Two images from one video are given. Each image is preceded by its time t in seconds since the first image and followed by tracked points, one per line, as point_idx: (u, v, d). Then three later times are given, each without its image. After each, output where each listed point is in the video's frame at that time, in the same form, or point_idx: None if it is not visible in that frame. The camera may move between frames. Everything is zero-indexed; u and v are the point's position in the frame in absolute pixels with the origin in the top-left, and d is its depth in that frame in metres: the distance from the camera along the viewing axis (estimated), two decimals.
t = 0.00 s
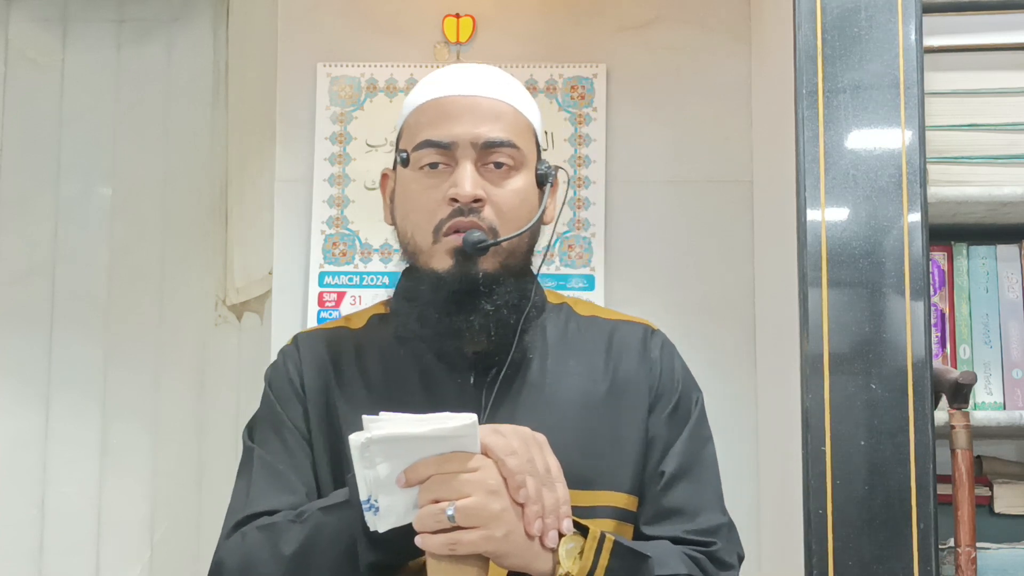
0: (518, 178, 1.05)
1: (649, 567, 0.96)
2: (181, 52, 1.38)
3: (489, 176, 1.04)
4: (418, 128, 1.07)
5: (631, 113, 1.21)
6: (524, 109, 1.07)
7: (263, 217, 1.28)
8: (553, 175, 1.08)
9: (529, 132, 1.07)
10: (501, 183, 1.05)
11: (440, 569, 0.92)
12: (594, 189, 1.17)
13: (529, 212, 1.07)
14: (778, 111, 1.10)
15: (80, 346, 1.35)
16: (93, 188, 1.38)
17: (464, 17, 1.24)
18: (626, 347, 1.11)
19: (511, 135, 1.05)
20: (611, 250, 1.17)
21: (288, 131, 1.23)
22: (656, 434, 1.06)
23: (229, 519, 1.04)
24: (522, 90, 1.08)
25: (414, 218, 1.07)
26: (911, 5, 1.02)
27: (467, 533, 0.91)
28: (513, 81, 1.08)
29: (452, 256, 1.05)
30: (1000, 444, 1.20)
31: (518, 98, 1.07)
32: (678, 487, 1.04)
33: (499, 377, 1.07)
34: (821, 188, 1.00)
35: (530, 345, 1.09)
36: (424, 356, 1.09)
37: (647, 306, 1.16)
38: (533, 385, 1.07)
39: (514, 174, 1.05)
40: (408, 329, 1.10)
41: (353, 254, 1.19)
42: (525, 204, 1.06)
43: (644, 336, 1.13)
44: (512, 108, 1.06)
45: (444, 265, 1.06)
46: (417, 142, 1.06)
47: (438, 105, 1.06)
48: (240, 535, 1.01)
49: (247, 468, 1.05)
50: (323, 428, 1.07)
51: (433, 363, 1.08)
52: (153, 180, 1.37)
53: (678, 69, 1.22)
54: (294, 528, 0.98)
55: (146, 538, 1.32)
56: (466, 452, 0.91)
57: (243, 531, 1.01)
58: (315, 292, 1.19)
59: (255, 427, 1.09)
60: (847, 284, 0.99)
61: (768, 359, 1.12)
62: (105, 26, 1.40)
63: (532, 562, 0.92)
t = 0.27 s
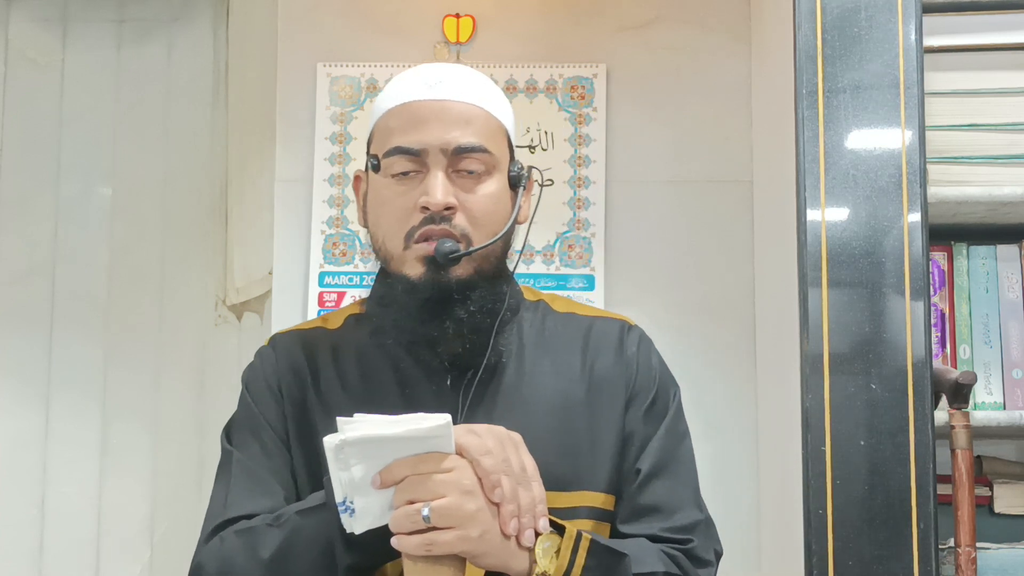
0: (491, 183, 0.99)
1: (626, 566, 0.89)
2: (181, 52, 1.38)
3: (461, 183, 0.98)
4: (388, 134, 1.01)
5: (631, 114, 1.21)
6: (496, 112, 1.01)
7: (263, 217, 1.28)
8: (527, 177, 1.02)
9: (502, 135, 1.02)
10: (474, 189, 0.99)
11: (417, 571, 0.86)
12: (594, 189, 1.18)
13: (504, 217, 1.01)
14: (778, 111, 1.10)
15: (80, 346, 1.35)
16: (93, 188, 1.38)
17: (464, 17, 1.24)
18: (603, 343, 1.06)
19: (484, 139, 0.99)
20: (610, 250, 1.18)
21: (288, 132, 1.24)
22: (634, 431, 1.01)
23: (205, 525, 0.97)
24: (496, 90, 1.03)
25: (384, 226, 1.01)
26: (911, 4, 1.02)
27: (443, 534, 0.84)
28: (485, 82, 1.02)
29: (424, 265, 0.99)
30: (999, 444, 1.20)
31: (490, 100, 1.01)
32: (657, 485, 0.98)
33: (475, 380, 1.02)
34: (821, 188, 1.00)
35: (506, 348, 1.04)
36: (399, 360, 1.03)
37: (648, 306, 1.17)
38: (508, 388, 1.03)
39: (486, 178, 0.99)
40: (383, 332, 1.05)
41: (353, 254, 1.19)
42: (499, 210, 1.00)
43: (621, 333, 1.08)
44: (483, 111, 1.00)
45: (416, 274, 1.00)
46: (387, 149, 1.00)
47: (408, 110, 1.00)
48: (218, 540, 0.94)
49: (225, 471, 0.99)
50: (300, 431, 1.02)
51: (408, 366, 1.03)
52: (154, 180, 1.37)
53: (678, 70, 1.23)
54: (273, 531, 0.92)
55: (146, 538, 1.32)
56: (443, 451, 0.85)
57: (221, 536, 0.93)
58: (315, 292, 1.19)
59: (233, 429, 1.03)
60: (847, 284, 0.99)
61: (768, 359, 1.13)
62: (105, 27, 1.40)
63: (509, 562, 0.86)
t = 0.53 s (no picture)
0: (473, 183, 0.95)
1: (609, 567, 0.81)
2: (180, 52, 1.38)
3: (444, 182, 0.94)
4: (370, 134, 0.96)
5: (631, 114, 1.21)
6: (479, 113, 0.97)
7: (262, 217, 1.28)
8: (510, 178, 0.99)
9: (485, 136, 0.98)
10: (456, 189, 0.94)
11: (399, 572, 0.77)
12: (594, 189, 1.18)
13: (487, 217, 0.97)
14: (778, 111, 1.10)
15: (79, 346, 1.35)
16: (93, 188, 1.38)
17: (464, 16, 1.24)
18: (586, 343, 1.00)
19: (467, 140, 0.95)
20: (610, 250, 1.19)
21: (290, 134, 1.26)
22: (617, 432, 0.94)
23: (189, 524, 0.89)
24: (479, 89, 0.98)
25: (366, 227, 0.96)
26: (911, 4, 1.02)
27: (425, 534, 0.75)
28: (469, 83, 0.98)
29: (407, 264, 0.93)
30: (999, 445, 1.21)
31: (473, 102, 0.97)
32: (640, 485, 0.90)
33: (458, 381, 0.97)
34: (821, 188, 1.00)
35: (489, 349, 0.98)
36: (382, 360, 0.98)
37: (648, 305, 1.18)
38: (492, 390, 0.96)
39: (469, 178, 0.95)
40: (366, 332, 0.99)
41: (353, 254, 1.20)
42: (482, 210, 0.96)
43: (605, 333, 1.01)
44: (466, 112, 0.96)
45: (400, 274, 0.94)
46: (370, 147, 0.95)
47: (390, 109, 0.95)
48: (200, 539, 0.85)
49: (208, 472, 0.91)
50: (282, 432, 0.95)
51: (391, 367, 0.98)
52: (153, 180, 1.37)
53: (678, 70, 1.23)
54: (255, 532, 0.82)
55: (146, 538, 1.32)
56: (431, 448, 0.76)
57: (203, 535, 0.85)
58: (315, 292, 1.19)
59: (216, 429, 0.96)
60: (847, 284, 0.99)
61: (768, 358, 1.13)
62: (105, 26, 1.40)
63: (491, 562, 0.78)
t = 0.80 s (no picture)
0: (468, 181, 0.95)
1: (602, 567, 0.80)
2: (180, 52, 1.38)
3: (439, 179, 0.94)
4: (366, 131, 0.96)
5: (631, 114, 1.21)
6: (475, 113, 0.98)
7: (262, 217, 1.27)
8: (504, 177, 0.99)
9: (480, 135, 0.98)
10: (452, 186, 0.94)
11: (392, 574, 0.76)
12: (594, 189, 1.18)
13: (482, 215, 0.97)
14: (778, 111, 1.10)
15: (80, 346, 1.35)
16: (93, 188, 1.38)
17: (464, 16, 1.24)
18: (581, 345, 0.99)
19: (463, 138, 0.95)
20: (610, 250, 1.19)
21: (289, 134, 1.26)
22: (611, 434, 0.93)
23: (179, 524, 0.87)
24: (474, 90, 0.99)
25: (361, 224, 0.96)
26: (911, 4, 1.02)
27: (419, 535, 0.74)
28: (465, 83, 0.99)
29: (402, 259, 0.93)
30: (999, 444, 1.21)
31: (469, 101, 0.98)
32: (634, 486, 0.89)
33: (452, 381, 0.97)
34: (821, 188, 1.00)
35: (482, 349, 0.98)
36: (375, 360, 0.98)
37: (648, 305, 1.18)
38: (485, 390, 0.96)
39: (464, 176, 0.96)
40: (361, 331, 0.99)
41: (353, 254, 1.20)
42: (477, 208, 0.96)
43: (599, 334, 1.01)
44: (462, 110, 0.97)
45: (395, 270, 0.94)
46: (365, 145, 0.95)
47: (386, 107, 0.96)
48: (191, 539, 0.83)
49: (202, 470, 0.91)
50: (276, 432, 0.94)
51: (385, 367, 0.98)
52: (153, 180, 1.37)
53: (678, 70, 1.23)
54: (248, 531, 0.81)
55: (146, 538, 1.32)
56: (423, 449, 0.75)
57: (196, 535, 0.83)
58: (315, 292, 1.19)
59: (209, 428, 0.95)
60: (847, 284, 0.99)
61: (768, 358, 1.13)
62: (105, 27, 1.40)
63: (485, 563, 0.77)
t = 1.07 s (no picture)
0: (476, 178, 0.95)
1: (611, 567, 0.80)
2: (180, 52, 1.38)
3: (446, 176, 0.94)
4: (373, 128, 0.96)
5: (631, 114, 1.21)
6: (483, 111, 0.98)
7: (262, 217, 1.27)
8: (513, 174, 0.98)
9: (488, 134, 0.98)
10: (459, 183, 0.94)
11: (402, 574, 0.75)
12: (594, 190, 1.18)
13: (489, 212, 0.96)
14: (778, 111, 1.10)
15: (80, 346, 1.35)
16: (93, 188, 1.38)
17: (464, 17, 1.24)
18: (589, 345, 0.99)
19: (470, 135, 0.95)
20: (610, 250, 1.19)
21: (289, 134, 1.26)
22: (620, 433, 0.93)
23: (188, 524, 0.88)
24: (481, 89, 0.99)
25: (368, 221, 0.95)
26: (911, 4, 1.02)
27: (428, 535, 0.74)
28: (472, 81, 0.99)
29: (409, 256, 0.92)
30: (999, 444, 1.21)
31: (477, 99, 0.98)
32: (643, 486, 0.88)
33: (459, 380, 0.96)
34: (821, 188, 1.00)
35: (489, 348, 0.98)
36: (383, 359, 0.98)
37: (649, 304, 1.18)
38: (494, 390, 0.96)
39: (472, 174, 0.95)
40: (367, 330, 0.98)
41: (353, 254, 1.20)
42: (484, 205, 0.96)
43: (608, 334, 1.00)
44: (469, 108, 0.96)
45: (402, 266, 0.93)
46: (372, 141, 0.94)
47: (393, 104, 0.95)
48: (201, 537, 0.84)
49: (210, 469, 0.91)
50: (284, 430, 0.94)
51: (392, 366, 0.97)
52: (153, 180, 1.37)
53: (678, 70, 1.23)
54: (254, 531, 0.81)
55: (146, 538, 1.32)
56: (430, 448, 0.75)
57: (203, 534, 0.83)
58: (315, 292, 1.19)
59: (216, 428, 0.95)
60: (847, 284, 0.99)
61: (768, 358, 1.13)
62: (105, 27, 1.40)
63: (495, 562, 0.77)
